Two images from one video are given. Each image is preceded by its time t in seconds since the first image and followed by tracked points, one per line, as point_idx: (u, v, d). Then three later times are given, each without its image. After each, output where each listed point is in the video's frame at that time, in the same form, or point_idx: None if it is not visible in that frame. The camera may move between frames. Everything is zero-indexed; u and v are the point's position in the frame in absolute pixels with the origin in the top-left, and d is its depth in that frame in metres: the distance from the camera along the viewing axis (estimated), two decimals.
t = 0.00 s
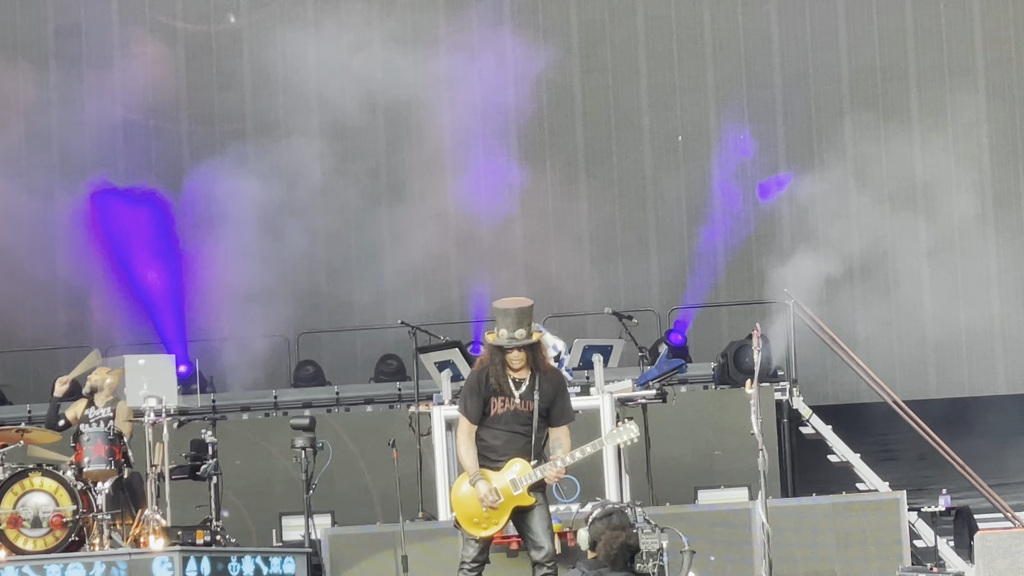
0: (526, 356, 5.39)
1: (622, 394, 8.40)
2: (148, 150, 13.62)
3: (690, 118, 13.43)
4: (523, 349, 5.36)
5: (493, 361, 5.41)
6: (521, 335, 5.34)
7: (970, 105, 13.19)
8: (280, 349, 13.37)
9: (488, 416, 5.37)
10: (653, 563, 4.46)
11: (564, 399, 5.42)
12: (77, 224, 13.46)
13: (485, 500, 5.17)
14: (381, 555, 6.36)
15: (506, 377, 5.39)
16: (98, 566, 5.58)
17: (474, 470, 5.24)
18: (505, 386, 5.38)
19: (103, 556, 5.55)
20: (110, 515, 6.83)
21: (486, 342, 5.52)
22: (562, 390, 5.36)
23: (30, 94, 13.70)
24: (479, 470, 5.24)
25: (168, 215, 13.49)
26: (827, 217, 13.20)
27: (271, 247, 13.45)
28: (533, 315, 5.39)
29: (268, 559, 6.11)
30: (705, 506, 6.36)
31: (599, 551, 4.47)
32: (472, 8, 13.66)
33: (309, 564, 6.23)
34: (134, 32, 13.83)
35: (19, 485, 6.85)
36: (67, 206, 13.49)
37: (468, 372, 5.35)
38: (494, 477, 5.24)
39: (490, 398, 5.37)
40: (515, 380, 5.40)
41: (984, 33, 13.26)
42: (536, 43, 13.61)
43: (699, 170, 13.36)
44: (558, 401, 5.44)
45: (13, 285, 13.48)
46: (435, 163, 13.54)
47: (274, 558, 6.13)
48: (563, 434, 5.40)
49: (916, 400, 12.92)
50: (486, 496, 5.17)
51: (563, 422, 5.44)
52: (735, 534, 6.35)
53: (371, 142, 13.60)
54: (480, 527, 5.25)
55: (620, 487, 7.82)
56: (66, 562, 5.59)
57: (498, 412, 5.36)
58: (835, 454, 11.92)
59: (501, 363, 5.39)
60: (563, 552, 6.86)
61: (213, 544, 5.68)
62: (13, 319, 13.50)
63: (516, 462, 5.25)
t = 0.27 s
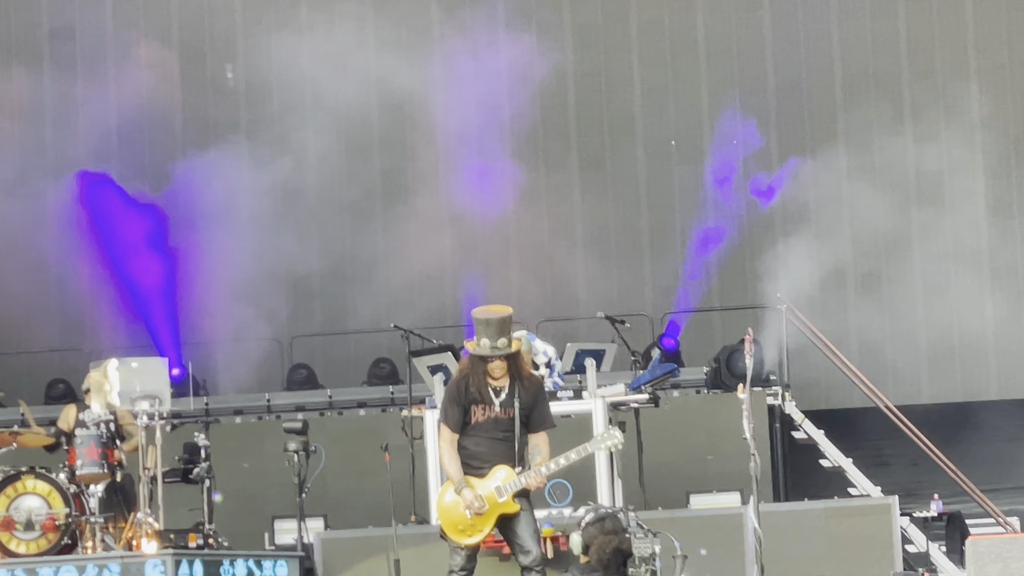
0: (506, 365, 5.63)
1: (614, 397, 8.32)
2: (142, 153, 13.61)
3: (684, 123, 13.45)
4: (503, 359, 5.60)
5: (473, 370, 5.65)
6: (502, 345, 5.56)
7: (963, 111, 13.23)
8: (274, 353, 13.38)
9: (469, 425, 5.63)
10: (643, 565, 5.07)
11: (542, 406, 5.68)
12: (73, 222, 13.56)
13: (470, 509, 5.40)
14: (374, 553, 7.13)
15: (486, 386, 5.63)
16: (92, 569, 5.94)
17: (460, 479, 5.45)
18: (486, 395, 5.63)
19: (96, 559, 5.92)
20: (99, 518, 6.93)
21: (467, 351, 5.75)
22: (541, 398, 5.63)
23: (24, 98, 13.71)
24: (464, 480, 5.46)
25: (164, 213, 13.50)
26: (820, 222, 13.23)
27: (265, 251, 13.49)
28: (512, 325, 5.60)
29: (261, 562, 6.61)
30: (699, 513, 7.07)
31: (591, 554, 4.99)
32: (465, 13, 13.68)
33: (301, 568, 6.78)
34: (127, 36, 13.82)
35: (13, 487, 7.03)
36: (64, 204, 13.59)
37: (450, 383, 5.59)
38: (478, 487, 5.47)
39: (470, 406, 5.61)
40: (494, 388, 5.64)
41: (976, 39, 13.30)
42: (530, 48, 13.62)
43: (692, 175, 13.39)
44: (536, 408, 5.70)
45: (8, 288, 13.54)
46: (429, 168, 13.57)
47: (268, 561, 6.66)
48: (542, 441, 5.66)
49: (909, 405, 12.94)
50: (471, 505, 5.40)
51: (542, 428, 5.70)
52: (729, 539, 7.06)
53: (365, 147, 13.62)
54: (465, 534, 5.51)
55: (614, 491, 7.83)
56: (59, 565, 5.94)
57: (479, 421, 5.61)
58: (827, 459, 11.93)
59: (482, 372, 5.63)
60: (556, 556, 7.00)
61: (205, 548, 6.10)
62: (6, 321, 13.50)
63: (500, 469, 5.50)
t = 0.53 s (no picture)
0: (488, 372, 5.61)
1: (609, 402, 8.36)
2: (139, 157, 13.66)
3: (680, 129, 13.45)
4: (485, 365, 5.59)
5: (453, 379, 5.64)
6: (482, 352, 5.58)
7: (961, 117, 13.21)
8: (269, 357, 13.37)
9: (452, 432, 5.61)
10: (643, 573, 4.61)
11: (526, 411, 5.64)
12: (70, 223, 13.56)
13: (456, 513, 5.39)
14: (370, 559, 7.12)
15: (468, 394, 5.62)
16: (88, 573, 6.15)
17: (446, 483, 5.46)
18: (468, 402, 5.61)
19: (92, 563, 6.11)
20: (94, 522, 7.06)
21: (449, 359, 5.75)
22: (524, 404, 5.60)
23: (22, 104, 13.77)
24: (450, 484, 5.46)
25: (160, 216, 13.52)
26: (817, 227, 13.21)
27: (260, 256, 13.50)
28: (492, 332, 5.63)
29: (257, 567, 6.67)
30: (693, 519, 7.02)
31: (588, 562, 4.45)
32: (462, 18, 13.69)
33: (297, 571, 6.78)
34: (124, 40, 13.86)
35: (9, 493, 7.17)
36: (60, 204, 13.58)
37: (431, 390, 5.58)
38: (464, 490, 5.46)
39: (452, 414, 5.59)
40: (476, 395, 5.62)
41: (974, 46, 13.29)
42: (527, 53, 13.61)
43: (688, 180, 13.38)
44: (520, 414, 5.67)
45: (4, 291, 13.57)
46: (425, 173, 13.58)
47: (263, 565, 6.69)
48: (528, 445, 5.61)
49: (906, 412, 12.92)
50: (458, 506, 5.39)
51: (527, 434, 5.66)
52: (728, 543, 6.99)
53: (361, 152, 13.64)
54: (454, 538, 5.50)
55: (608, 497, 7.83)
56: (53, 569, 6.22)
57: (462, 428, 5.58)
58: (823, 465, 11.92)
59: (462, 380, 5.62)
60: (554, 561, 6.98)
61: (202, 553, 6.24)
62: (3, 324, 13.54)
63: (486, 473, 5.48)
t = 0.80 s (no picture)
0: (470, 368, 5.62)
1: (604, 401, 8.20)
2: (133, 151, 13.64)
3: (675, 127, 13.44)
4: (466, 362, 5.60)
5: (434, 378, 5.67)
6: (463, 349, 5.58)
7: (956, 117, 13.21)
8: (263, 352, 13.37)
9: (437, 431, 5.62)
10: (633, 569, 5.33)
11: (510, 406, 5.65)
12: (63, 216, 13.59)
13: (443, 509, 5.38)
14: (362, 557, 7.13)
15: (451, 391, 5.64)
16: (80, 568, 6.13)
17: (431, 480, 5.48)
18: (452, 399, 5.63)
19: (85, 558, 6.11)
20: (89, 518, 7.05)
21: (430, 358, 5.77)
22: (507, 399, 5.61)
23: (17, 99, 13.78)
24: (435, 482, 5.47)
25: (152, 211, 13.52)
26: (811, 226, 13.22)
27: (255, 252, 13.53)
28: (472, 328, 5.64)
29: (248, 564, 6.62)
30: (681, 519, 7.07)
31: (583, 559, 4.96)
32: (457, 15, 13.68)
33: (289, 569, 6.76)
34: (119, 36, 13.87)
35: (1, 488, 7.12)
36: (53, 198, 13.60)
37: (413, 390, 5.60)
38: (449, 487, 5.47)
39: (436, 412, 5.61)
40: (459, 392, 5.64)
41: (969, 46, 13.27)
42: (522, 50, 13.60)
43: (683, 178, 13.39)
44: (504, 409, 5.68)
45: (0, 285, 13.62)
46: (419, 169, 13.59)
47: (255, 562, 6.65)
48: (513, 440, 5.63)
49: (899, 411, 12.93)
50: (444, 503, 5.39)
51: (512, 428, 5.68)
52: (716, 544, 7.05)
53: (355, 149, 13.66)
54: (440, 535, 5.47)
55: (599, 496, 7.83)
56: (44, 564, 6.12)
57: (447, 425, 5.60)
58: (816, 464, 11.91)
59: (443, 378, 5.64)
60: (546, 560, 6.92)
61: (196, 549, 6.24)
62: None
63: (472, 468, 5.49)
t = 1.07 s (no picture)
0: (464, 363, 5.64)
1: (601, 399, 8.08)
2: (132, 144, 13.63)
3: (673, 125, 13.44)
4: (460, 357, 5.63)
5: (429, 373, 5.67)
6: (457, 344, 5.63)
7: (954, 117, 13.22)
8: (259, 347, 13.38)
9: (432, 426, 5.62)
10: (630, 568, 4.78)
11: (503, 403, 5.68)
12: (59, 210, 13.51)
13: (437, 505, 5.35)
14: (359, 553, 7.14)
15: (445, 386, 5.64)
16: (77, 561, 6.06)
17: (425, 477, 5.43)
18: (446, 395, 5.63)
19: (81, 552, 6.03)
20: (83, 512, 7.05)
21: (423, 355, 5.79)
22: (502, 395, 5.63)
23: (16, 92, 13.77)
24: (429, 478, 5.42)
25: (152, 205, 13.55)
26: (809, 224, 13.20)
27: (252, 246, 13.51)
28: (467, 323, 5.69)
29: (245, 558, 6.76)
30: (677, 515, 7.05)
31: (578, 556, 4.61)
32: (456, 11, 13.69)
33: (284, 564, 6.89)
34: (118, 30, 13.87)
35: None
36: (50, 191, 13.53)
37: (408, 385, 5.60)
38: (442, 482, 5.43)
39: (431, 408, 5.61)
40: (454, 388, 5.65)
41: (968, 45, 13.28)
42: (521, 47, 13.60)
43: (681, 176, 13.38)
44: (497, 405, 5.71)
45: None
46: (418, 165, 13.60)
47: (251, 557, 6.77)
48: (506, 436, 5.64)
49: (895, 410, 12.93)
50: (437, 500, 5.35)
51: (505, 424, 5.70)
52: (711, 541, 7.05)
53: (353, 146, 13.67)
54: (435, 532, 5.46)
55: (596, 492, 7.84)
56: (43, 558, 6.15)
57: (441, 421, 5.61)
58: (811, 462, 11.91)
59: (438, 373, 5.64)
60: (540, 556, 7.00)
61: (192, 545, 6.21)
62: None
63: (464, 462, 5.46)
